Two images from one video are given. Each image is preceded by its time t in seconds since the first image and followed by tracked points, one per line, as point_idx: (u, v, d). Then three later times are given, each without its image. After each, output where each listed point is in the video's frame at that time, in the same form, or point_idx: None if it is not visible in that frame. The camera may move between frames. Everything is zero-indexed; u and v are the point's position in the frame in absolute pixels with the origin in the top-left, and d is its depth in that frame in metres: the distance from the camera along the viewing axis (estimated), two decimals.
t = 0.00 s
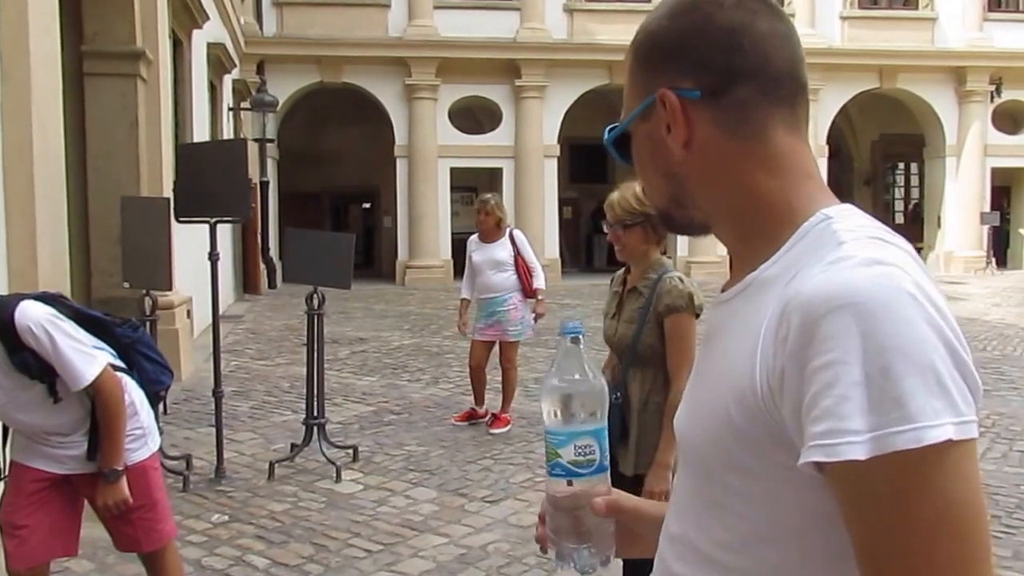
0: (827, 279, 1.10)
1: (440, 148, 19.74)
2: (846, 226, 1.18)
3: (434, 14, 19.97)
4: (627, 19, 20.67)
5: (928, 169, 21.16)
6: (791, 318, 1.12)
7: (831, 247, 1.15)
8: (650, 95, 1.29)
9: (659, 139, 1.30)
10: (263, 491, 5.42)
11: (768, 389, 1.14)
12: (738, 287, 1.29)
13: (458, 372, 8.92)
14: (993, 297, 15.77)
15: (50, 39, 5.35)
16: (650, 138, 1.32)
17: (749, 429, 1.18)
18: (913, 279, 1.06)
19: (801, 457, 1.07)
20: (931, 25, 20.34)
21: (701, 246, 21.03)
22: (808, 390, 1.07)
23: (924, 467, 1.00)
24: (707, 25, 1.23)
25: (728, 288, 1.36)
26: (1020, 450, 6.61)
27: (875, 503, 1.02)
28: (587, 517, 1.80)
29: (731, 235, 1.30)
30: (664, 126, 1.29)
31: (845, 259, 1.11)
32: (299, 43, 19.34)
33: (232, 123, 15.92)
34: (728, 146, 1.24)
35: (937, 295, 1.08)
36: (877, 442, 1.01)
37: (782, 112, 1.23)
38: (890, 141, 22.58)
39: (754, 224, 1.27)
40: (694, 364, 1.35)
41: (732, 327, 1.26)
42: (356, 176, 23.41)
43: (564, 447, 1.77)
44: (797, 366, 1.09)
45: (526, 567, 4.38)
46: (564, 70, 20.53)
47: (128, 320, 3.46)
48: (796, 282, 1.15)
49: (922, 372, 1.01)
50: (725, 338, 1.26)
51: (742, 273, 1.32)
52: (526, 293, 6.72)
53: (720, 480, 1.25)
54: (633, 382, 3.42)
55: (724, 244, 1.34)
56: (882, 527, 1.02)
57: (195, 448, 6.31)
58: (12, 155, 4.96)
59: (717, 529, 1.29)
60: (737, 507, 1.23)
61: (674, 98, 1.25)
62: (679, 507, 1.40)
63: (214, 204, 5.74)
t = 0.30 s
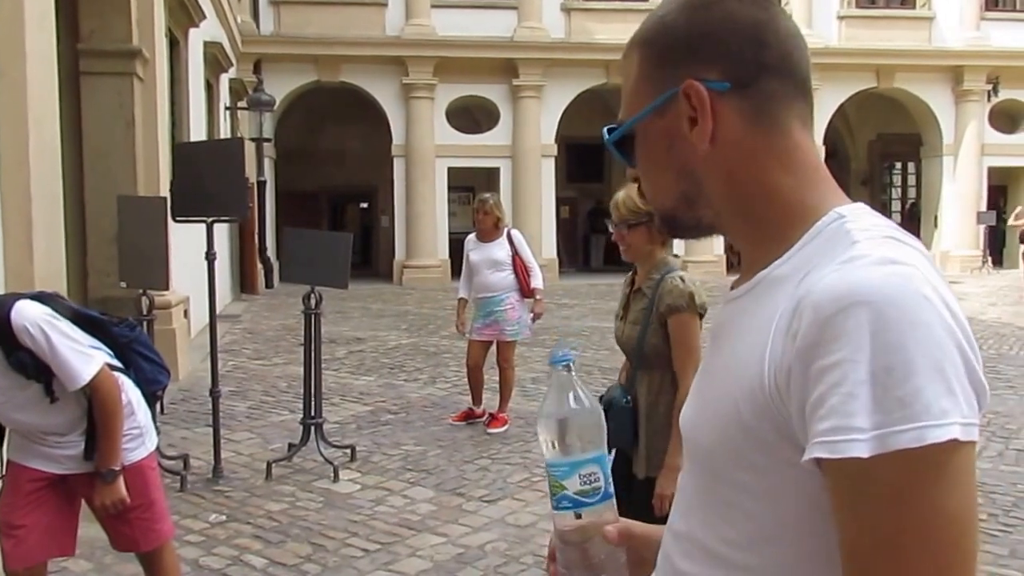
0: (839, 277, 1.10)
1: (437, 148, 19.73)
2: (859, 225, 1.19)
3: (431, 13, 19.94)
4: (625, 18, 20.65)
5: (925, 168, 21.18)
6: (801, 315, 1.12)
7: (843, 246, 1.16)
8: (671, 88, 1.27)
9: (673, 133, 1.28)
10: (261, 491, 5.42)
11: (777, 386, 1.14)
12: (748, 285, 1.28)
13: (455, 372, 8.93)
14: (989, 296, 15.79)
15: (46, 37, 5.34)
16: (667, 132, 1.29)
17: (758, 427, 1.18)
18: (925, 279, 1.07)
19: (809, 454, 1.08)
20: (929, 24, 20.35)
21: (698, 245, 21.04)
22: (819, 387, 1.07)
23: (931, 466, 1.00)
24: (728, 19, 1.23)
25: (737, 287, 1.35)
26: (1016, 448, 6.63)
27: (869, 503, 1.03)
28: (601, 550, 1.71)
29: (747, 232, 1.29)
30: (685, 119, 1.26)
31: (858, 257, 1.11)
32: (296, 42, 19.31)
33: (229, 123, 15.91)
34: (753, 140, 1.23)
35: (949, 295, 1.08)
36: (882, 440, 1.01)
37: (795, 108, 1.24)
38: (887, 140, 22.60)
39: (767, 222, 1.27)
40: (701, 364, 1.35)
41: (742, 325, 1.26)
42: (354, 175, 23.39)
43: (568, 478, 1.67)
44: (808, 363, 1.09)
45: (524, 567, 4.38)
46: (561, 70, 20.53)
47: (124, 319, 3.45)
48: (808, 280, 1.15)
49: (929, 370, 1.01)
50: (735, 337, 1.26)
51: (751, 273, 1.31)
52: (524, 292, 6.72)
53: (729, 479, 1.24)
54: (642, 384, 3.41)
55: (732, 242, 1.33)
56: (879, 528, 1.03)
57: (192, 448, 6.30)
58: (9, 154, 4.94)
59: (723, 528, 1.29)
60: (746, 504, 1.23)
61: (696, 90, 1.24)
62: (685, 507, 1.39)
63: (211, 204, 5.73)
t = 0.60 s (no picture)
0: (850, 282, 1.10)
1: (435, 146, 19.72)
2: (865, 227, 1.20)
3: (429, 12, 19.91)
4: (623, 16, 20.63)
5: (923, 167, 21.19)
6: (814, 317, 1.12)
7: (852, 249, 1.16)
8: (676, 82, 1.26)
9: (677, 128, 1.27)
10: (259, 490, 5.43)
11: (787, 388, 1.14)
12: (751, 285, 1.28)
13: (453, 371, 8.94)
14: (986, 296, 15.82)
15: (41, 36, 5.32)
16: (670, 127, 1.27)
17: (767, 429, 1.18)
18: (937, 285, 1.08)
19: (818, 459, 1.08)
20: (927, 23, 20.36)
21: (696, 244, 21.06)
22: (831, 391, 1.07)
23: (941, 473, 1.01)
24: (736, 14, 1.24)
25: (736, 287, 1.36)
26: (1011, 447, 6.65)
27: (874, 511, 1.03)
28: (594, 559, 1.70)
29: (749, 228, 1.29)
30: (691, 113, 1.25)
31: (870, 262, 1.11)
32: (294, 40, 19.28)
33: (226, 122, 15.90)
34: (759, 137, 1.23)
35: (959, 301, 1.09)
36: (892, 445, 1.02)
37: (799, 107, 1.26)
38: (885, 139, 22.62)
39: (769, 222, 1.27)
40: (704, 364, 1.35)
41: (748, 325, 1.26)
42: (351, 173, 23.37)
43: (561, 490, 1.66)
44: (818, 367, 1.09)
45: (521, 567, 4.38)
46: (558, 69, 20.52)
47: (120, 319, 3.45)
48: (817, 283, 1.16)
49: (944, 376, 1.02)
50: (739, 338, 1.26)
51: (752, 274, 1.32)
52: (521, 291, 6.73)
53: (734, 481, 1.24)
54: (650, 385, 3.44)
55: (730, 241, 1.33)
56: (881, 535, 1.03)
57: (190, 447, 6.30)
58: (5, 154, 4.94)
59: (724, 529, 1.29)
60: (750, 505, 1.23)
61: (705, 84, 1.23)
62: (684, 507, 1.39)
63: (207, 203, 5.73)
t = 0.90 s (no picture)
0: (850, 289, 1.10)
1: (432, 145, 19.69)
2: (862, 232, 1.21)
3: (427, 10, 19.88)
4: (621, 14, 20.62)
5: (921, 165, 21.20)
6: (814, 323, 1.12)
7: (850, 253, 1.17)
8: (670, 81, 1.25)
9: (669, 127, 1.26)
10: (257, 489, 5.42)
11: (785, 394, 1.14)
12: (745, 288, 1.29)
13: (451, 369, 8.93)
14: (983, 294, 15.85)
15: (36, 34, 5.30)
16: (664, 127, 1.27)
17: (763, 435, 1.18)
18: (935, 293, 1.08)
19: (819, 467, 1.08)
20: (925, 22, 20.36)
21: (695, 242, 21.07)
22: (831, 400, 1.07)
23: (942, 481, 1.02)
24: (732, 13, 1.23)
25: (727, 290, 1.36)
26: (1008, 445, 6.66)
27: (873, 520, 1.04)
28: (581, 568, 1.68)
29: (742, 230, 1.29)
30: (686, 112, 1.25)
31: (871, 267, 1.12)
32: (292, 38, 19.25)
33: (223, 120, 15.87)
34: (754, 140, 1.24)
35: (955, 308, 1.10)
36: (894, 454, 1.03)
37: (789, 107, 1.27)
38: (883, 138, 22.64)
39: (762, 224, 1.28)
40: (695, 367, 1.35)
41: (744, 329, 1.26)
42: (349, 171, 23.35)
43: (549, 499, 1.64)
44: (818, 375, 1.09)
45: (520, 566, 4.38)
46: (556, 67, 20.51)
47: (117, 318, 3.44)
48: (815, 288, 1.16)
49: (946, 385, 1.02)
50: (734, 342, 1.26)
51: (744, 277, 1.32)
52: (519, 290, 6.73)
53: (728, 487, 1.24)
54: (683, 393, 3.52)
55: (721, 243, 1.33)
56: (878, 540, 1.04)
57: (189, 446, 6.29)
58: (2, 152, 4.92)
59: (716, 534, 1.29)
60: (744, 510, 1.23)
61: (701, 82, 1.22)
62: (674, 511, 1.39)
63: (204, 201, 5.72)
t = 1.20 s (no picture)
0: (848, 306, 1.11)
1: (432, 143, 19.68)
2: (856, 248, 1.22)
3: (426, 8, 19.87)
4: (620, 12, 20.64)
5: (920, 163, 21.23)
6: (813, 340, 1.13)
7: (845, 270, 1.18)
8: (665, 93, 1.24)
9: (665, 141, 1.26)
10: (256, 487, 5.41)
11: (784, 409, 1.15)
12: (739, 302, 1.29)
13: (450, 368, 8.93)
14: (982, 292, 15.88)
15: (34, 30, 5.28)
16: (659, 140, 1.26)
17: (762, 450, 1.18)
18: (930, 311, 1.10)
19: (817, 483, 1.09)
20: (924, 20, 20.40)
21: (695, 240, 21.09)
22: (830, 417, 1.08)
23: (938, 496, 1.03)
24: (725, 26, 1.23)
25: (719, 303, 1.37)
26: (1008, 443, 6.67)
27: (869, 533, 1.06)
28: None
29: (736, 244, 1.29)
30: (681, 126, 1.24)
31: (867, 285, 1.13)
32: (290, 35, 19.21)
33: (222, 118, 15.84)
34: (750, 153, 1.24)
35: (947, 326, 1.12)
36: (891, 470, 1.04)
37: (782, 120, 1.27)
38: (882, 136, 22.68)
39: (755, 237, 1.28)
40: (691, 379, 1.35)
41: (740, 344, 1.26)
42: (347, 170, 23.33)
43: (545, 513, 1.63)
44: (817, 390, 1.10)
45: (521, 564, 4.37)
46: (555, 65, 20.50)
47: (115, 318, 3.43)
48: (813, 304, 1.17)
49: (942, 403, 1.04)
50: (732, 356, 1.26)
51: (737, 290, 1.32)
52: (519, 289, 6.71)
53: (725, 500, 1.25)
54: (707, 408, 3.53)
55: (714, 254, 1.33)
56: (873, 553, 1.06)
57: (187, 444, 6.27)
58: None
59: (711, 545, 1.29)
60: (740, 522, 1.24)
61: (697, 95, 1.22)
62: (667, 521, 1.39)
63: (203, 199, 5.70)
